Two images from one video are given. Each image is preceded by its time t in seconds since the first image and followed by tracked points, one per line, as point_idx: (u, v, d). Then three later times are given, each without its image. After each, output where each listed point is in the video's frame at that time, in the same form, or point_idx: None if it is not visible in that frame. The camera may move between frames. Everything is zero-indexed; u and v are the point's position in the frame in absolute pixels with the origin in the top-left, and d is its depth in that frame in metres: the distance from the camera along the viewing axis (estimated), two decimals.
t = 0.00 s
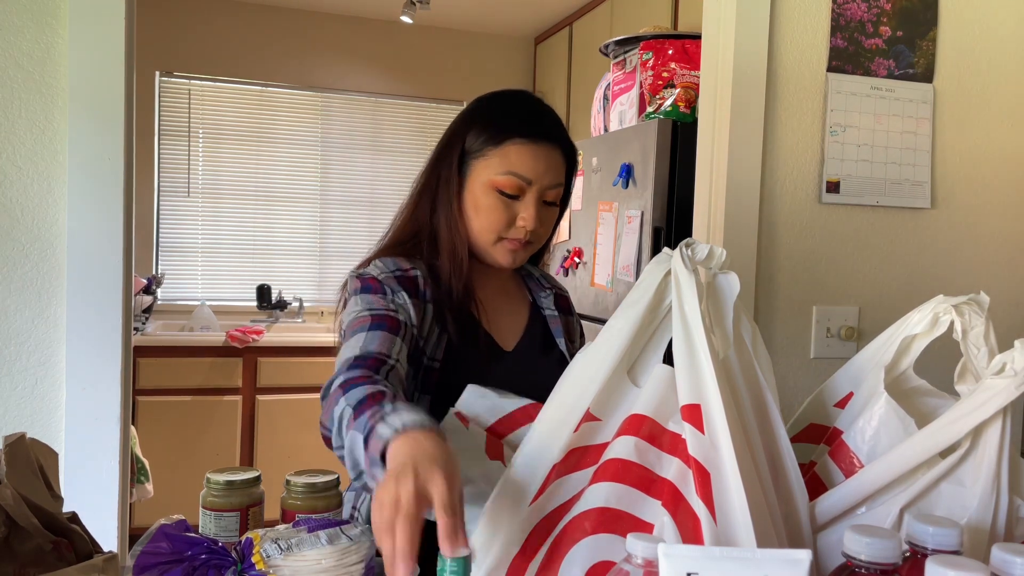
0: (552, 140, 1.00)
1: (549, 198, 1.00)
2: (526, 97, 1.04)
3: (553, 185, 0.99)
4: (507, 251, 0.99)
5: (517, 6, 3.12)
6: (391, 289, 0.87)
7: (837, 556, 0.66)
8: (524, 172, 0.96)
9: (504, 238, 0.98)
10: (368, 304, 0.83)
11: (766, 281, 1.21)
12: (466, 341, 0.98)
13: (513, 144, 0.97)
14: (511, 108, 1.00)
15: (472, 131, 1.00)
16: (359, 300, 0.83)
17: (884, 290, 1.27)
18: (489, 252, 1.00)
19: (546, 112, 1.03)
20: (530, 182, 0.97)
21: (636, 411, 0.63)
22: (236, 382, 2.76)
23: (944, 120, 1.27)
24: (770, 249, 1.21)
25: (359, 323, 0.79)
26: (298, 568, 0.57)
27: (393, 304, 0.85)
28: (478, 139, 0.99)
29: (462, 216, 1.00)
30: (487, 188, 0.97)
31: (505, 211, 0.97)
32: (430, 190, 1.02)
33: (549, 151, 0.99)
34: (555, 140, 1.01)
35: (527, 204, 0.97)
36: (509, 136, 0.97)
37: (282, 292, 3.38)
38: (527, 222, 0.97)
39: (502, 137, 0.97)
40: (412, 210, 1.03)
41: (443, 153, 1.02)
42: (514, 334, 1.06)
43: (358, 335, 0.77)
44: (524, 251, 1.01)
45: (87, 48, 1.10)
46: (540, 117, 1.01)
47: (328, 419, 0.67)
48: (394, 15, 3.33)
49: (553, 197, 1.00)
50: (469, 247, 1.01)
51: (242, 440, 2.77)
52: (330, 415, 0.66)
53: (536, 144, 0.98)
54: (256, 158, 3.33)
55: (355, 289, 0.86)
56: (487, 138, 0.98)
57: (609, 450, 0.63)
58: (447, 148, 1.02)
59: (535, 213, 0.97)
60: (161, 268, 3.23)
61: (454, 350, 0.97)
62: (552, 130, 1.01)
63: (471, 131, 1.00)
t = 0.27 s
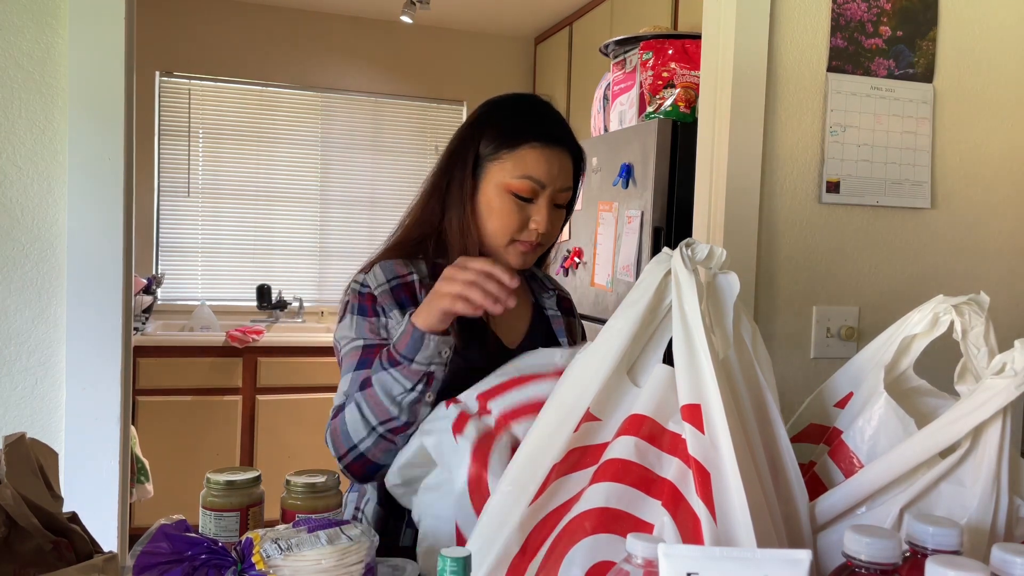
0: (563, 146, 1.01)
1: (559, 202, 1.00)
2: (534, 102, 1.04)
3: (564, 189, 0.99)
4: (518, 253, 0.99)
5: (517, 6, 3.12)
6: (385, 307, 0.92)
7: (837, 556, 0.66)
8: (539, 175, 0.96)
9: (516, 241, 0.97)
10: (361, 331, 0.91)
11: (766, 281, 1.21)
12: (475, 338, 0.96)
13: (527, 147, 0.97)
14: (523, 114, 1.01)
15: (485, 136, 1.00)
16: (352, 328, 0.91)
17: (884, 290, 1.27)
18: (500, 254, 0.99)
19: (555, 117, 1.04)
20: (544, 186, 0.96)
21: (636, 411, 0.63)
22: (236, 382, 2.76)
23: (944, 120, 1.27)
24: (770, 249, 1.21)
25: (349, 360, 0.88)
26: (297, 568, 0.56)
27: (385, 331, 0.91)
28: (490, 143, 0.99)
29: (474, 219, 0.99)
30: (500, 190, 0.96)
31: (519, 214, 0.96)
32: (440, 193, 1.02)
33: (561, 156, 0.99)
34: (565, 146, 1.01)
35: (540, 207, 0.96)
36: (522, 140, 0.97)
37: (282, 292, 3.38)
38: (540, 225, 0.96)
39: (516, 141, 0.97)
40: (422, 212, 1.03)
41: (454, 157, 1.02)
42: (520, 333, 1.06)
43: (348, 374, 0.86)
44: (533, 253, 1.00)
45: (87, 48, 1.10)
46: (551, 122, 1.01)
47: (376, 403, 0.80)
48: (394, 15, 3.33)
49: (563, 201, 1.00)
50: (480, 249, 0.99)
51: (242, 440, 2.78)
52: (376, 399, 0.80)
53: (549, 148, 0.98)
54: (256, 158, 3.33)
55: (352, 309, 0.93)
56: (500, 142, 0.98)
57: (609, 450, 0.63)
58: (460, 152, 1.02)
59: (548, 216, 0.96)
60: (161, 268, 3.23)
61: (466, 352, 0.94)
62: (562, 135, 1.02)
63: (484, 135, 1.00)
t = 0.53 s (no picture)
0: (558, 144, 1.00)
1: (555, 199, 0.98)
2: (529, 101, 1.04)
3: (560, 186, 0.98)
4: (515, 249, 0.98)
5: (517, 7, 3.12)
6: (391, 304, 0.92)
7: (837, 556, 0.66)
8: (535, 172, 0.95)
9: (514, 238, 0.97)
10: (367, 325, 0.90)
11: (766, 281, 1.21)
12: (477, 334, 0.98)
13: (523, 145, 0.97)
14: (519, 111, 1.01)
15: (481, 135, 1.00)
16: (358, 322, 0.90)
17: (884, 291, 1.27)
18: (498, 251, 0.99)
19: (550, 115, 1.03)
20: (539, 182, 0.95)
21: (636, 411, 0.63)
22: (236, 382, 2.76)
23: (944, 120, 1.27)
24: (770, 250, 1.21)
25: (354, 355, 0.87)
26: (297, 568, 0.56)
27: (391, 326, 0.91)
28: (486, 141, 0.99)
29: (472, 216, 0.99)
30: (496, 188, 0.96)
31: (514, 211, 0.95)
32: (438, 192, 1.02)
33: (555, 153, 0.98)
34: (560, 143, 1.01)
35: (536, 204, 0.96)
36: (518, 138, 0.97)
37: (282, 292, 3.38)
38: (536, 221, 0.95)
39: (512, 139, 0.97)
40: (421, 212, 1.04)
41: (450, 155, 1.02)
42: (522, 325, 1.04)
43: (352, 369, 0.86)
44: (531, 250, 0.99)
45: (87, 48, 1.10)
46: (546, 121, 1.01)
47: (397, 391, 0.78)
48: (394, 15, 3.33)
49: (559, 198, 0.99)
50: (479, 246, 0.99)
51: (242, 440, 2.78)
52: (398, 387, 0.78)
53: (544, 146, 0.98)
54: (256, 158, 3.33)
55: (356, 306, 0.93)
56: (496, 139, 0.98)
57: (609, 451, 0.63)
58: (456, 151, 1.02)
59: (544, 213, 0.96)
60: (161, 268, 3.23)
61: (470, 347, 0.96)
62: (557, 132, 1.02)
63: (481, 134, 1.00)
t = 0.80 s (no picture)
0: (562, 139, 1.04)
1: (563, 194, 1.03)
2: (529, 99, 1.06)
3: (566, 181, 1.03)
4: (527, 244, 1.02)
5: (517, 6, 3.12)
6: (419, 308, 0.90)
7: (837, 556, 0.66)
8: (543, 167, 1.00)
9: (526, 232, 1.01)
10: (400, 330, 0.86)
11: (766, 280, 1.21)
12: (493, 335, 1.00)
13: (530, 142, 1.00)
14: (522, 110, 1.02)
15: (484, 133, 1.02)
16: (389, 328, 0.86)
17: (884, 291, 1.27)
18: (510, 246, 1.02)
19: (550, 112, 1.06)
20: (548, 177, 1.00)
21: (637, 411, 0.63)
22: (236, 382, 2.76)
23: (944, 120, 1.27)
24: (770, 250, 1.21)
25: (388, 360, 0.83)
26: (297, 568, 0.56)
27: (422, 330, 0.88)
28: (493, 141, 1.01)
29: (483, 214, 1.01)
30: (506, 185, 0.99)
31: (527, 206, 0.99)
32: (446, 194, 1.02)
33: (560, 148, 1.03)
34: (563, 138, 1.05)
35: (546, 198, 1.00)
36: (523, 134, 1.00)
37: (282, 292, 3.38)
38: (547, 215, 1.00)
39: (518, 136, 1.00)
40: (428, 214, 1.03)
41: (456, 158, 1.03)
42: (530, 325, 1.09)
43: (387, 375, 0.82)
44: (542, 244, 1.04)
45: (87, 48, 1.10)
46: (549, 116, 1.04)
47: (464, 417, 0.76)
48: (394, 15, 3.33)
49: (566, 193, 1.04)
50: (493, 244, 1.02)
51: (242, 440, 2.78)
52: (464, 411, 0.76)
53: (549, 141, 1.02)
54: (256, 158, 3.33)
55: (382, 309, 0.89)
56: (504, 138, 1.00)
57: (609, 450, 0.63)
58: (461, 150, 1.03)
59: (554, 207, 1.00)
60: (161, 268, 3.23)
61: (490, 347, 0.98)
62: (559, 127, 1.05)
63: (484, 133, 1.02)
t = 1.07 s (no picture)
0: (584, 141, 1.06)
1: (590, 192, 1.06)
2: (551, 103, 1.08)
3: (592, 180, 1.06)
4: (557, 243, 1.04)
5: (517, 6, 3.12)
6: (492, 283, 0.88)
7: (837, 556, 0.66)
8: (569, 166, 1.02)
9: (555, 231, 1.03)
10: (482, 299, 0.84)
11: (766, 281, 1.21)
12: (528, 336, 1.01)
13: (555, 143, 1.02)
14: (545, 111, 1.04)
15: (508, 136, 1.04)
16: (467, 294, 0.85)
17: (884, 291, 1.27)
18: (539, 246, 1.04)
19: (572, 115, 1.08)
20: (574, 176, 1.03)
21: (637, 411, 0.63)
22: (236, 382, 2.76)
23: (944, 120, 1.27)
24: (770, 251, 1.21)
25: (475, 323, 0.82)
26: (297, 568, 0.56)
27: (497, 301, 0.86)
28: (518, 143, 1.03)
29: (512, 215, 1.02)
30: (534, 185, 1.02)
31: (556, 205, 1.02)
32: (475, 198, 1.03)
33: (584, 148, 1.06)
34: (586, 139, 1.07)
35: (573, 197, 1.03)
36: (547, 135, 1.03)
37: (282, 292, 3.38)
38: (575, 213, 1.02)
39: (542, 137, 1.02)
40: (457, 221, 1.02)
41: (483, 163, 1.05)
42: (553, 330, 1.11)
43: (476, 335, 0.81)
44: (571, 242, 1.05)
45: (87, 48, 1.10)
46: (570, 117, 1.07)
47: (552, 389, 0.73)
48: (394, 15, 3.33)
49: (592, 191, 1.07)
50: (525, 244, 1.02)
51: (242, 440, 2.78)
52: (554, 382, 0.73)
53: (573, 141, 1.04)
54: (257, 158, 3.33)
55: (457, 281, 0.86)
56: (528, 139, 1.03)
57: (609, 451, 0.63)
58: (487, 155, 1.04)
59: (581, 204, 1.03)
60: (161, 267, 3.23)
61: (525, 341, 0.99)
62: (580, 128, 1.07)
63: (508, 136, 1.04)
